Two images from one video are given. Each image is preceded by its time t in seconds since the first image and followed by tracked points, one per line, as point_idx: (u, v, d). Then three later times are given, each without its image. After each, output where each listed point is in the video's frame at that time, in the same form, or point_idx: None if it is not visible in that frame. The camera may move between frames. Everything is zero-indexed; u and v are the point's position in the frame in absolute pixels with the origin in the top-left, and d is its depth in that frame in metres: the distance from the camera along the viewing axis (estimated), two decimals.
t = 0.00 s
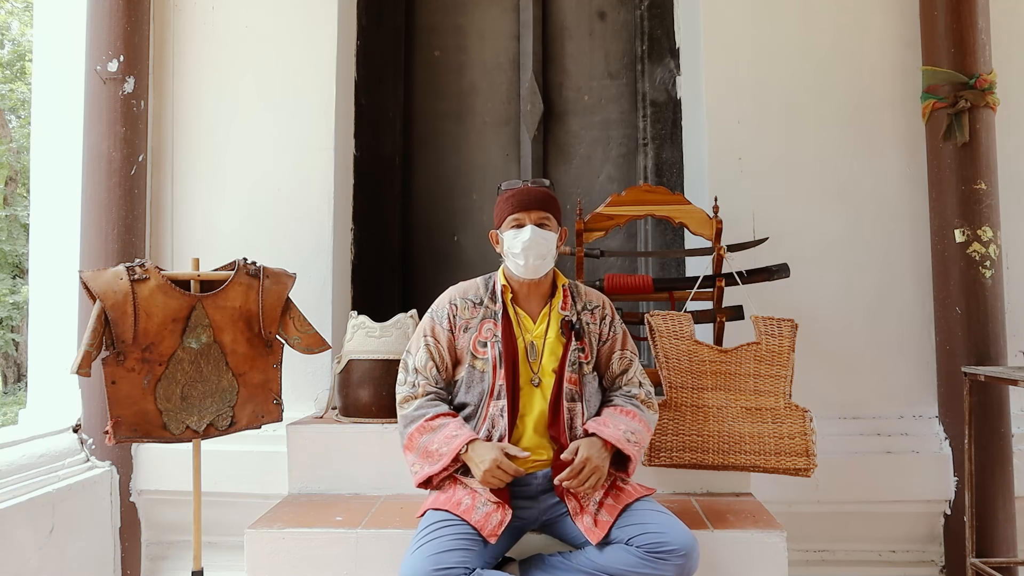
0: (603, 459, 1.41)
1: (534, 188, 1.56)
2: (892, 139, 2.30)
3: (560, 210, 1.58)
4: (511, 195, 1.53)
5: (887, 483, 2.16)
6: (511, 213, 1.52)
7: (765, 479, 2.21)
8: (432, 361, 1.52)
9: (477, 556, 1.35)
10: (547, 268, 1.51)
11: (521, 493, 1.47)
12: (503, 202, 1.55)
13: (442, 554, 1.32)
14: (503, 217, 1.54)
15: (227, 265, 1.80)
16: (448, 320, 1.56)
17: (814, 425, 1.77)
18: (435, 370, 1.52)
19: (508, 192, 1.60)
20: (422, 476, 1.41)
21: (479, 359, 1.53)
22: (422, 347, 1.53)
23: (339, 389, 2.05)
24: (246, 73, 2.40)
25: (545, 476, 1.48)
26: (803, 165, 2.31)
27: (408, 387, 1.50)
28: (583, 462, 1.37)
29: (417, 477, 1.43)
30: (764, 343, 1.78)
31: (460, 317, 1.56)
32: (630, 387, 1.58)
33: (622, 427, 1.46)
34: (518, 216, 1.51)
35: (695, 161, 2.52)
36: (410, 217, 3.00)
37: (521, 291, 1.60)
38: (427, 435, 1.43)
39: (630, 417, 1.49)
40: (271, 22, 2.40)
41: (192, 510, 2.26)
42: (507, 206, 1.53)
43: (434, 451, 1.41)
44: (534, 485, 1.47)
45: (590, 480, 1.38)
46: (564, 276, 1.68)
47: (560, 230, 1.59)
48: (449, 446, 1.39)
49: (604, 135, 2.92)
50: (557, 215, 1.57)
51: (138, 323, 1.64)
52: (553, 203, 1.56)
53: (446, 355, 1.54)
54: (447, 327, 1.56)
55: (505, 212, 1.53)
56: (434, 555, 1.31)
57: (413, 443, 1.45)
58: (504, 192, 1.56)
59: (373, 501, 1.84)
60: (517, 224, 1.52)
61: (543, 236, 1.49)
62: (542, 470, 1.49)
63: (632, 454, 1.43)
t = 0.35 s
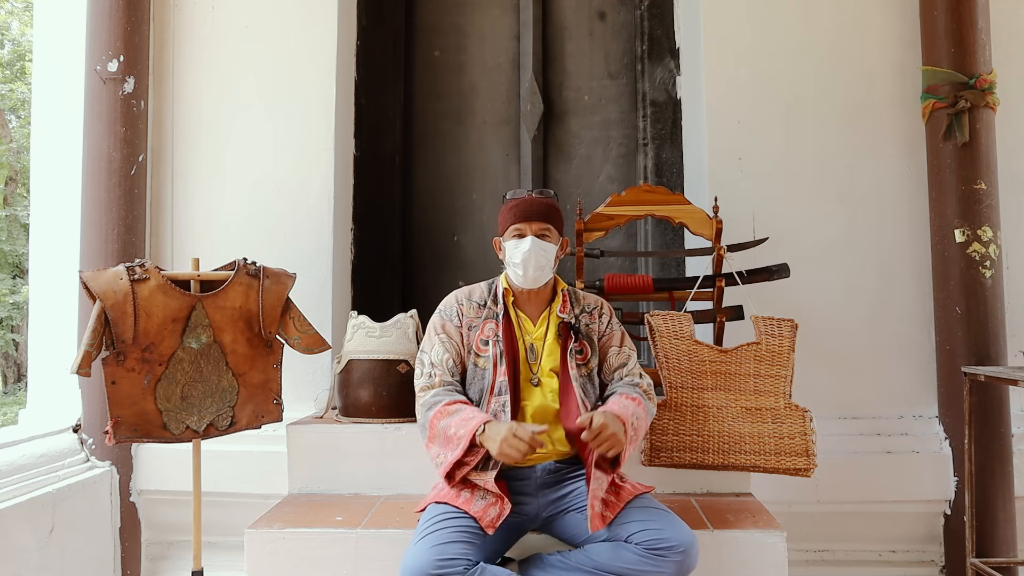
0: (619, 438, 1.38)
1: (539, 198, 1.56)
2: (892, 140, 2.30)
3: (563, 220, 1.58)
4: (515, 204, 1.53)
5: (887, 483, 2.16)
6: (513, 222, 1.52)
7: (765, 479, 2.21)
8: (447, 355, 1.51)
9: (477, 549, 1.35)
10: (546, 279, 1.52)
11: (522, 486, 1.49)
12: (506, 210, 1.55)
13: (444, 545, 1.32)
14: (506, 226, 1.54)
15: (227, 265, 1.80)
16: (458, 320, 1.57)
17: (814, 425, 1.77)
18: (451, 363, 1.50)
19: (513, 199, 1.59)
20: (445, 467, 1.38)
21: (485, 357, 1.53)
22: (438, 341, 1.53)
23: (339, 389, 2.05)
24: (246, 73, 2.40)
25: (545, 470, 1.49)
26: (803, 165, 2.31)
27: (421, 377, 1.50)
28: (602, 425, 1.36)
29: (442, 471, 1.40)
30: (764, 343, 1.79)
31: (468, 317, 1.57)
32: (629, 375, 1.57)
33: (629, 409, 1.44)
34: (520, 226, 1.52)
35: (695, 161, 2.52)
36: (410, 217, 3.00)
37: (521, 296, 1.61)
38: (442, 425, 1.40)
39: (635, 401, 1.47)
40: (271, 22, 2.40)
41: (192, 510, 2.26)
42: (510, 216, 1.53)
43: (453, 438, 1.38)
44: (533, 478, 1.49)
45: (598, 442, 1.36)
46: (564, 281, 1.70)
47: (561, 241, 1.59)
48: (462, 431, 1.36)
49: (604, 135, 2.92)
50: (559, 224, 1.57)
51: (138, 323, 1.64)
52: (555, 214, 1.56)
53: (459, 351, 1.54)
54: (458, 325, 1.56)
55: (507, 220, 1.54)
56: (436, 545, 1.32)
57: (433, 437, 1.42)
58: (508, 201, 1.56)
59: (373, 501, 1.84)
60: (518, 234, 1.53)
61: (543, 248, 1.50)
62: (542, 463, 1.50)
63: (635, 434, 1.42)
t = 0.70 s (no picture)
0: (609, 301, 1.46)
1: (545, 209, 1.58)
2: (892, 139, 2.30)
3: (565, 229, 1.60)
4: (521, 214, 1.55)
5: (887, 483, 2.16)
6: (519, 232, 1.54)
7: (765, 479, 2.21)
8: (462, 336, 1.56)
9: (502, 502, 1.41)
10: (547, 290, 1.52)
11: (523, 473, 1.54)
12: (513, 220, 1.57)
13: (483, 477, 1.39)
14: (512, 236, 1.56)
15: (227, 265, 1.80)
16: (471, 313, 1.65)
17: (814, 425, 1.76)
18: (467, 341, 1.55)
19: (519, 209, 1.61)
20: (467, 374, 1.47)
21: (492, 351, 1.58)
22: (451, 325, 1.58)
23: (339, 389, 2.05)
24: (247, 73, 2.40)
25: (546, 458, 1.53)
26: (803, 165, 2.31)
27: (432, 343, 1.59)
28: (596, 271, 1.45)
29: (470, 385, 1.47)
30: (764, 343, 1.78)
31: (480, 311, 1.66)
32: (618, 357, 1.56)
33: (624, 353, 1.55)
34: (524, 236, 1.53)
35: (695, 161, 2.52)
36: (410, 217, 3.00)
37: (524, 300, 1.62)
38: (451, 347, 1.50)
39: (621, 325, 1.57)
40: (271, 22, 2.40)
41: (192, 510, 2.26)
42: (516, 226, 1.55)
43: (464, 347, 1.48)
44: (533, 463, 1.53)
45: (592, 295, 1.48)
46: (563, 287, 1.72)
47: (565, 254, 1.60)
48: (468, 334, 1.47)
49: (604, 135, 2.92)
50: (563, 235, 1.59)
51: (138, 322, 1.64)
52: (558, 225, 1.58)
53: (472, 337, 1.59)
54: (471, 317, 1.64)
55: (513, 230, 1.55)
56: (473, 472, 1.39)
57: (452, 368, 1.51)
58: (514, 212, 1.58)
59: (373, 501, 1.84)
60: (523, 243, 1.53)
61: (548, 258, 1.50)
62: (546, 453, 1.53)
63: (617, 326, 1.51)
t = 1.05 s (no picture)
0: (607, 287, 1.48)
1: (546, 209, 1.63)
2: (891, 139, 2.30)
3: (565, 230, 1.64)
4: (522, 213, 1.59)
5: (887, 483, 2.16)
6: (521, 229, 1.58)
7: (766, 479, 2.21)
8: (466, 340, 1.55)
9: (493, 476, 1.39)
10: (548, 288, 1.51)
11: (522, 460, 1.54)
12: (515, 219, 1.62)
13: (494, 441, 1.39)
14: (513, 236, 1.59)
15: (227, 265, 1.81)
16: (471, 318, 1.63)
17: (814, 425, 1.76)
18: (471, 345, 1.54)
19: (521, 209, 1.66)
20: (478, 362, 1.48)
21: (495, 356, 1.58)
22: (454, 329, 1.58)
23: (339, 389, 2.05)
24: (247, 73, 2.40)
25: (544, 443, 1.53)
26: (803, 166, 2.31)
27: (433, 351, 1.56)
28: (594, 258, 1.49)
29: (482, 373, 1.47)
30: (764, 343, 1.79)
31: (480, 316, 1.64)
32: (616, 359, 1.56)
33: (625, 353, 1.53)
34: (526, 234, 1.54)
35: (695, 161, 2.52)
36: (410, 216, 3.00)
37: (526, 302, 1.62)
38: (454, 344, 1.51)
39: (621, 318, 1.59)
40: (271, 22, 2.40)
41: (192, 510, 2.26)
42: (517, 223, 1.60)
43: (468, 340, 1.49)
44: (533, 449, 1.53)
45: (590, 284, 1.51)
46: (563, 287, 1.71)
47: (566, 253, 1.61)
48: (472, 325, 1.48)
49: (604, 135, 2.92)
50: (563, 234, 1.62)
51: (138, 322, 1.64)
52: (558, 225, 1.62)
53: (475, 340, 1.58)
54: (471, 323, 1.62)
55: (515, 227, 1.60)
56: (491, 428, 1.39)
57: (460, 365, 1.50)
58: (515, 212, 1.61)
59: (373, 501, 1.84)
60: (524, 241, 1.54)
61: (549, 255, 1.51)
62: (545, 440, 1.53)
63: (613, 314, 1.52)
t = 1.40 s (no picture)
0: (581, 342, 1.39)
1: (543, 202, 1.56)
2: (891, 139, 2.30)
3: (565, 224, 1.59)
4: (517, 209, 1.53)
5: (887, 483, 2.16)
6: (517, 226, 1.52)
7: (765, 479, 2.21)
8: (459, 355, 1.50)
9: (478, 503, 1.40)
10: (549, 288, 1.48)
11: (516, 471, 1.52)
12: (510, 214, 1.55)
13: (473, 475, 1.37)
14: (510, 232, 1.54)
15: (227, 265, 1.81)
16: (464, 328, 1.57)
17: (814, 425, 1.76)
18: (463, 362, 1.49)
19: (516, 201, 1.59)
20: (467, 412, 1.40)
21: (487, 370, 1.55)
22: (447, 344, 1.52)
23: (339, 389, 2.05)
24: (247, 73, 2.40)
25: (541, 456, 1.53)
26: (803, 166, 2.31)
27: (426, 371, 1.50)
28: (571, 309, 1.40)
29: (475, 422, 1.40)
30: (764, 343, 1.79)
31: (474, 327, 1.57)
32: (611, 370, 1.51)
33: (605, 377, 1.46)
34: (523, 231, 1.51)
35: (695, 161, 2.52)
36: (410, 216, 3.00)
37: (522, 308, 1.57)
38: (447, 383, 1.43)
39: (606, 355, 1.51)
40: (271, 22, 2.40)
41: (192, 510, 2.26)
42: (514, 219, 1.53)
43: (460, 383, 1.41)
44: (529, 463, 1.52)
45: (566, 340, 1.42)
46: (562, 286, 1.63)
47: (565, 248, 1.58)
48: (463, 369, 1.40)
49: (604, 135, 2.92)
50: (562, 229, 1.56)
51: (138, 322, 1.64)
52: (557, 219, 1.56)
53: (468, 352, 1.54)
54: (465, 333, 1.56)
55: (511, 224, 1.54)
56: (467, 461, 1.37)
57: (451, 407, 1.43)
58: (511, 206, 1.55)
59: (373, 501, 1.84)
60: (522, 239, 1.51)
61: (547, 255, 1.47)
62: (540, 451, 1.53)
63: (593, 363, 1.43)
